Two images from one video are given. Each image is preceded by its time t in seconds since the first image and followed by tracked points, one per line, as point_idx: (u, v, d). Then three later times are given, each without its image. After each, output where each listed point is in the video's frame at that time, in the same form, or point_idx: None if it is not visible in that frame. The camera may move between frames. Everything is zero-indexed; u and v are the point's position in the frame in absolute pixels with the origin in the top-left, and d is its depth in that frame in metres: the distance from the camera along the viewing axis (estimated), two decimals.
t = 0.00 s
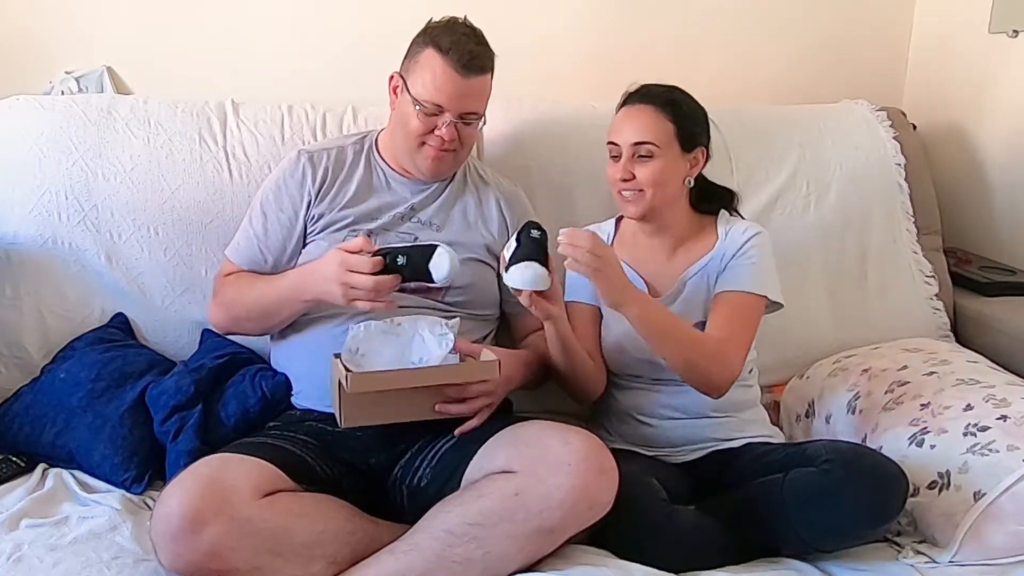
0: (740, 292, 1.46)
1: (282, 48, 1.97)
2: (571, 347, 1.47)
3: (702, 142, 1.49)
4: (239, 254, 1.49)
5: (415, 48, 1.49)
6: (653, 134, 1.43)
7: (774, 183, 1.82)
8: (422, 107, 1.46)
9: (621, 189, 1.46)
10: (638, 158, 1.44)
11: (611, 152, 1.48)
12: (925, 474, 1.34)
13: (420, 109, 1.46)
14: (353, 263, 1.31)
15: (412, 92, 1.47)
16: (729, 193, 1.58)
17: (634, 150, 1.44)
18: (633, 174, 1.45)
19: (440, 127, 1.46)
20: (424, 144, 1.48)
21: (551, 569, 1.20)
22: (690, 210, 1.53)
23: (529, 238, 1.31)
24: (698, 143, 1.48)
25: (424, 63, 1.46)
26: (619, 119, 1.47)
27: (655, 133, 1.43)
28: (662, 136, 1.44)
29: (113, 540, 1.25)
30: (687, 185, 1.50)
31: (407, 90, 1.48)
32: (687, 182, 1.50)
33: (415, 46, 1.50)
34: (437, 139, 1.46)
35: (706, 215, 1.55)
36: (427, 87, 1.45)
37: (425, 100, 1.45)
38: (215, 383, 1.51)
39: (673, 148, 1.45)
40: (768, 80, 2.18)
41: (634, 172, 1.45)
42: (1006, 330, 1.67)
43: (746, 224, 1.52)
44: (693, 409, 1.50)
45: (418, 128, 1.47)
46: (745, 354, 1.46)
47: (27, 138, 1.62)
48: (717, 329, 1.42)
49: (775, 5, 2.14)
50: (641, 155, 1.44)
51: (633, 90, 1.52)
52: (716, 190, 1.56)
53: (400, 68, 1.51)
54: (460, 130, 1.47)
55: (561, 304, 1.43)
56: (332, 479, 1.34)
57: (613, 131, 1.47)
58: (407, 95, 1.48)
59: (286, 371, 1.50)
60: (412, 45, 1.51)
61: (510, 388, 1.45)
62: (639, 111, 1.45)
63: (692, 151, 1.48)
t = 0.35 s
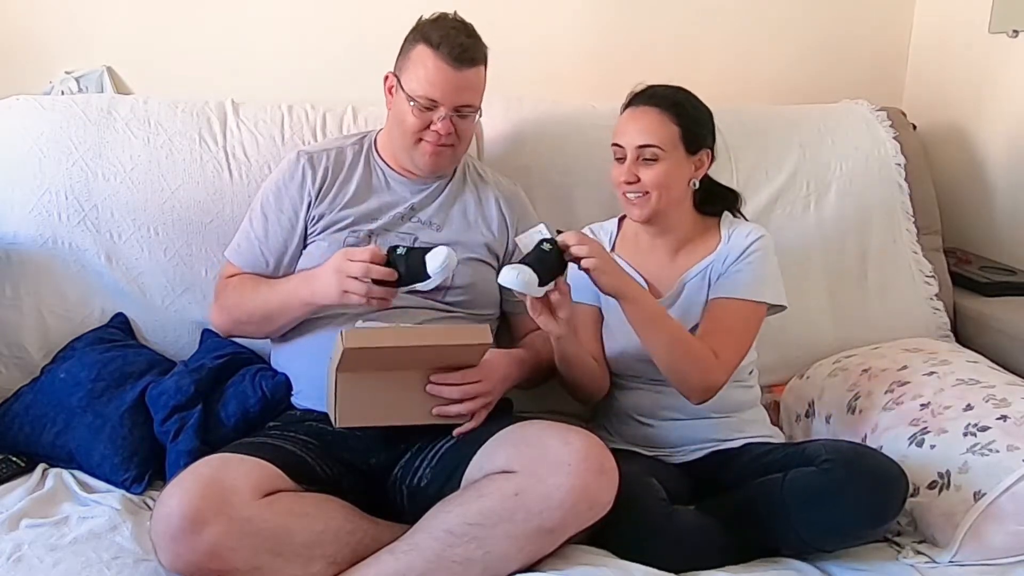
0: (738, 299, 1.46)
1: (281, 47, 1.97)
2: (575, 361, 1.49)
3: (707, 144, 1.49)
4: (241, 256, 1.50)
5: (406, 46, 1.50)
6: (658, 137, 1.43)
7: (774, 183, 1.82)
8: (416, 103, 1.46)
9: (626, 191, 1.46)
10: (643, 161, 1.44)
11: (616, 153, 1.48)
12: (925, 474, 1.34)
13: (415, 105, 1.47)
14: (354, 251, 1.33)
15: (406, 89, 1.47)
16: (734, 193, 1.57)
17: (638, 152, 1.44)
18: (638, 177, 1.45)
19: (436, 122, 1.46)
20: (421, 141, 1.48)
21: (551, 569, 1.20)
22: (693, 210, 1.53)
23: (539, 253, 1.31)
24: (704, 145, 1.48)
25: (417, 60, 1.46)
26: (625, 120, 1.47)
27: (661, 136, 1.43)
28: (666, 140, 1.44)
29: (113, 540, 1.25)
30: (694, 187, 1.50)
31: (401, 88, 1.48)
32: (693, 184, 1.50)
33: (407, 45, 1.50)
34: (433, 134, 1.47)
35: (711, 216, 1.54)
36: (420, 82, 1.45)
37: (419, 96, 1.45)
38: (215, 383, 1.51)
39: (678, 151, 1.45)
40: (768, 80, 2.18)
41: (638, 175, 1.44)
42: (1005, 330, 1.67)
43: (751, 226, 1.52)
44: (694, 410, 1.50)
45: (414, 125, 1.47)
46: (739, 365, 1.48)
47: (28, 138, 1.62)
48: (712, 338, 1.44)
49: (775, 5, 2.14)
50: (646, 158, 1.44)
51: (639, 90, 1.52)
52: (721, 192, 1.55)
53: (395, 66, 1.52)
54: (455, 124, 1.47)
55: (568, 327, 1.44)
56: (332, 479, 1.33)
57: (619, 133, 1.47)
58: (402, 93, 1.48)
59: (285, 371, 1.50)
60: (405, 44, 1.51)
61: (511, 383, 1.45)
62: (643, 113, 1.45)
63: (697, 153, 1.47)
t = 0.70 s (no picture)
0: (739, 304, 1.46)
1: (281, 47, 1.97)
2: (586, 364, 1.49)
3: (707, 151, 1.48)
4: (241, 251, 1.49)
5: (399, 44, 1.51)
6: (655, 136, 1.43)
7: (774, 183, 1.82)
8: (408, 95, 1.47)
9: (620, 189, 1.46)
10: (638, 161, 1.44)
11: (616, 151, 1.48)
12: (925, 474, 1.34)
13: (405, 97, 1.47)
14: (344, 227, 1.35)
15: (399, 83, 1.47)
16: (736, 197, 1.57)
17: (636, 151, 1.44)
18: (632, 176, 1.45)
19: (426, 114, 1.47)
20: (413, 134, 1.48)
21: (551, 569, 1.20)
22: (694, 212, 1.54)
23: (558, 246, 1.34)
24: (704, 150, 1.47)
25: (409, 54, 1.47)
26: (627, 118, 1.47)
27: (657, 136, 1.43)
28: (663, 140, 1.43)
29: (113, 540, 1.25)
30: (689, 192, 1.49)
31: (395, 85, 1.49)
32: (689, 188, 1.49)
33: (399, 43, 1.51)
34: (425, 126, 1.47)
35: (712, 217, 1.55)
36: (412, 75, 1.46)
37: (410, 87, 1.46)
38: (215, 383, 1.51)
39: (675, 153, 1.44)
40: (768, 79, 2.18)
41: (632, 174, 1.44)
42: (1005, 331, 1.67)
43: (753, 227, 1.52)
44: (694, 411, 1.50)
45: (405, 117, 1.48)
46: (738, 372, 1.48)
47: (28, 138, 1.62)
48: (711, 345, 1.44)
49: (775, 5, 2.14)
50: (642, 158, 1.44)
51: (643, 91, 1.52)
52: (722, 194, 1.56)
53: (390, 64, 1.52)
54: (446, 115, 1.47)
55: (576, 327, 1.44)
56: (332, 480, 1.33)
57: (619, 131, 1.47)
58: (395, 88, 1.49)
59: (285, 372, 1.50)
60: (399, 41, 1.52)
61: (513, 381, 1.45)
62: (645, 113, 1.45)
63: (696, 157, 1.47)
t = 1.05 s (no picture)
0: (742, 307, 1.47)
1: (281, 47, 1.97)
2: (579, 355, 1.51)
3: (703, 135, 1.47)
4: (240, 249, 1.49)
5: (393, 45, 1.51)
6: (648, 134, 1.43)
7: (774, 183, 1.82)
8: (402, 93, 1.47)
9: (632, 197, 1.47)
10: (638, 163, 1.44)
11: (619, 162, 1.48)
12: (925, 474, 1.34)
13: (400, 96, 1.48)
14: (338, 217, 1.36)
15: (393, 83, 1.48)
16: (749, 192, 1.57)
17: (634, 154, 1.44)
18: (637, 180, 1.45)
19: (422, 111, 1.47)
20: (409, 133, 1.48)
21: (551, 569, 1.20)
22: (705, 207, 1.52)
23: (590, 244, 1.38)
24: (699, 136, 1.46)
25: (402, 53, 1.47)
26: (622, 126, 1.47)
27: (650, 133, 1.43)
28: (656, 136, 1.43)
29: (113, 540, 1.25)
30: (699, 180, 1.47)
31: (389, 85, 1.49)
32: (696, 176, 1.46)
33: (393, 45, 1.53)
34: (420, 123, 1.47)
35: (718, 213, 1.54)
36: (406, 74, 1.46)
37: (405, 86, 1.46)
38: (215, 383, 1.51)
39: (670, 144, 1.43)
40: (768, 79, 2.18)
41: (637, 177, 1.45)
42: (1005, 331, 1.67)
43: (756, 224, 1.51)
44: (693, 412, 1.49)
45: (402, 116, 1.48)
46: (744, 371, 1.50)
47: (28, 138, 1.62)
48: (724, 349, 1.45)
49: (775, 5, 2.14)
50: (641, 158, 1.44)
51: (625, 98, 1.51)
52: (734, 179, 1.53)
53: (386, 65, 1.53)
54: (441, 112, 1.47)
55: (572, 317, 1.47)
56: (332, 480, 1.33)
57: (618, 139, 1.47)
58: (390, 88, 1.49)
59: (286, 371, 1.50)
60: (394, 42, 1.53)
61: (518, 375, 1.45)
62: (636, 117, 1.45)
63: (693, 146, 1.45)
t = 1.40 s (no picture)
0: (761, 317, 1.48)
1: (281, 47, 1.97)
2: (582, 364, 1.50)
3: (723, 142, 1.49)
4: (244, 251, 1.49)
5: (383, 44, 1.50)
6: (670, 125, 1.44)
7: (774, 183, 1.82)
8: (394, 94, 1.47)
9: (637, 181, 1.46)
10: (653, 151, 1.45)
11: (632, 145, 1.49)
12: (925, 474, 1.34)
13: (392, 97, 1.48)
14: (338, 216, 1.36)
15: (385, 83, 1.48)
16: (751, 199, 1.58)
17: (650, 141, 1.45)
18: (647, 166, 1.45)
19: (414, 112, 1.47)
20: (404, 133, 1.48)
21: (551, 569, 1.20)
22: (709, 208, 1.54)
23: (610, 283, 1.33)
24: (720, 140, 1.48)
25: (392, 54, 1.47)
26: (642, 112, 1.48)
27: (672, 125, 1.44)
28: (677, 128, 1.44)
29: (113, 540, 1.25)
30: (706, 183, 1.49)
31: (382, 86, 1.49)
32: (706, 179, 1.49)
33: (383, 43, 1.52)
34: (414, 124, 1.47)
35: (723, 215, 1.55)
36: (399, 74, 1.46)
37: (398, 86, 1.46)
38: (215, 384, 1.51)
39: (689, 140, 1.45)
40: (768, 79, 2.18)
41: (648, 164, 1.45)
42: (1005, 331, 1.67)
43: (759, 223, 1.52)
44: (694, 412, 1.50)
45: (396, 117, 1.48)
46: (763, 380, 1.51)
47: (28, 138, 1.62)
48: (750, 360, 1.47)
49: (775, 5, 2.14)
50: (658, 147, 1.44)
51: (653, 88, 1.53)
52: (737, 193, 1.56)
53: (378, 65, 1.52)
54: (433, 111, 1.47)
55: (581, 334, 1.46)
56: (332, 480, 1.33)
57: (636, 123, 1.48)
58: (382, 88, 1.49)
59: (286, 372, 1.50)
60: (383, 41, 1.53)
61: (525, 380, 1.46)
62: (657, 106, 1.46)
63: (712, 147, 1.47)
